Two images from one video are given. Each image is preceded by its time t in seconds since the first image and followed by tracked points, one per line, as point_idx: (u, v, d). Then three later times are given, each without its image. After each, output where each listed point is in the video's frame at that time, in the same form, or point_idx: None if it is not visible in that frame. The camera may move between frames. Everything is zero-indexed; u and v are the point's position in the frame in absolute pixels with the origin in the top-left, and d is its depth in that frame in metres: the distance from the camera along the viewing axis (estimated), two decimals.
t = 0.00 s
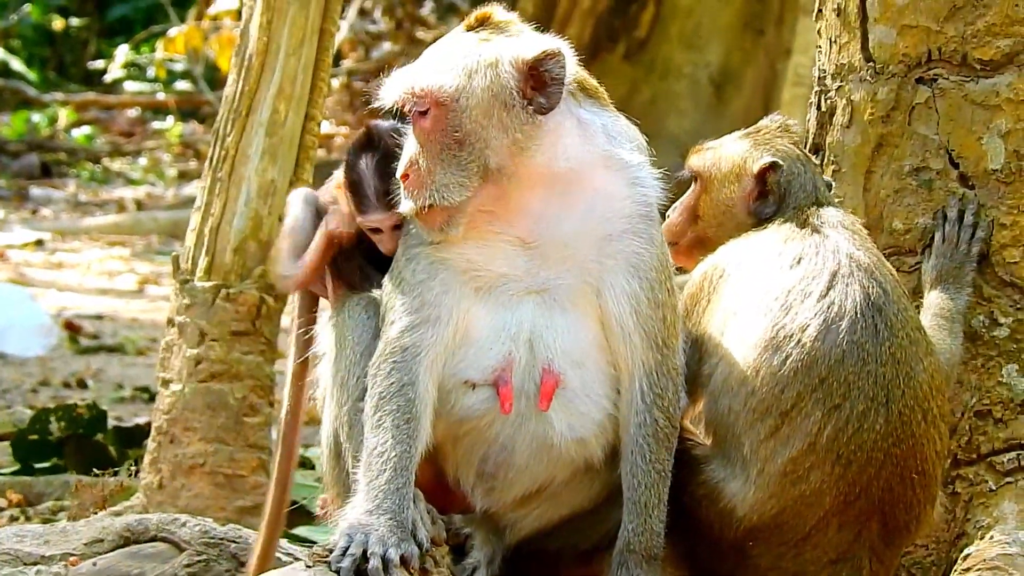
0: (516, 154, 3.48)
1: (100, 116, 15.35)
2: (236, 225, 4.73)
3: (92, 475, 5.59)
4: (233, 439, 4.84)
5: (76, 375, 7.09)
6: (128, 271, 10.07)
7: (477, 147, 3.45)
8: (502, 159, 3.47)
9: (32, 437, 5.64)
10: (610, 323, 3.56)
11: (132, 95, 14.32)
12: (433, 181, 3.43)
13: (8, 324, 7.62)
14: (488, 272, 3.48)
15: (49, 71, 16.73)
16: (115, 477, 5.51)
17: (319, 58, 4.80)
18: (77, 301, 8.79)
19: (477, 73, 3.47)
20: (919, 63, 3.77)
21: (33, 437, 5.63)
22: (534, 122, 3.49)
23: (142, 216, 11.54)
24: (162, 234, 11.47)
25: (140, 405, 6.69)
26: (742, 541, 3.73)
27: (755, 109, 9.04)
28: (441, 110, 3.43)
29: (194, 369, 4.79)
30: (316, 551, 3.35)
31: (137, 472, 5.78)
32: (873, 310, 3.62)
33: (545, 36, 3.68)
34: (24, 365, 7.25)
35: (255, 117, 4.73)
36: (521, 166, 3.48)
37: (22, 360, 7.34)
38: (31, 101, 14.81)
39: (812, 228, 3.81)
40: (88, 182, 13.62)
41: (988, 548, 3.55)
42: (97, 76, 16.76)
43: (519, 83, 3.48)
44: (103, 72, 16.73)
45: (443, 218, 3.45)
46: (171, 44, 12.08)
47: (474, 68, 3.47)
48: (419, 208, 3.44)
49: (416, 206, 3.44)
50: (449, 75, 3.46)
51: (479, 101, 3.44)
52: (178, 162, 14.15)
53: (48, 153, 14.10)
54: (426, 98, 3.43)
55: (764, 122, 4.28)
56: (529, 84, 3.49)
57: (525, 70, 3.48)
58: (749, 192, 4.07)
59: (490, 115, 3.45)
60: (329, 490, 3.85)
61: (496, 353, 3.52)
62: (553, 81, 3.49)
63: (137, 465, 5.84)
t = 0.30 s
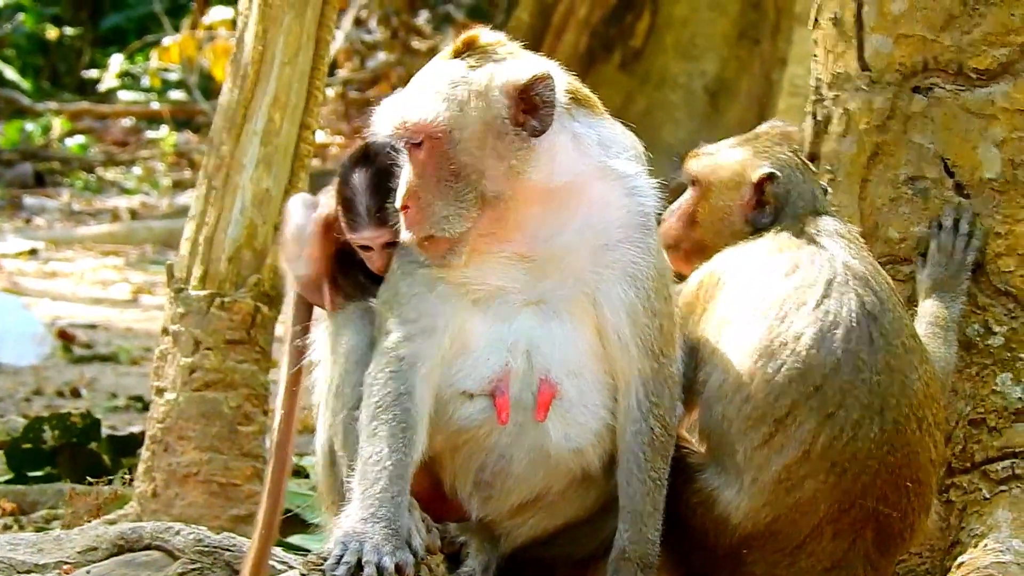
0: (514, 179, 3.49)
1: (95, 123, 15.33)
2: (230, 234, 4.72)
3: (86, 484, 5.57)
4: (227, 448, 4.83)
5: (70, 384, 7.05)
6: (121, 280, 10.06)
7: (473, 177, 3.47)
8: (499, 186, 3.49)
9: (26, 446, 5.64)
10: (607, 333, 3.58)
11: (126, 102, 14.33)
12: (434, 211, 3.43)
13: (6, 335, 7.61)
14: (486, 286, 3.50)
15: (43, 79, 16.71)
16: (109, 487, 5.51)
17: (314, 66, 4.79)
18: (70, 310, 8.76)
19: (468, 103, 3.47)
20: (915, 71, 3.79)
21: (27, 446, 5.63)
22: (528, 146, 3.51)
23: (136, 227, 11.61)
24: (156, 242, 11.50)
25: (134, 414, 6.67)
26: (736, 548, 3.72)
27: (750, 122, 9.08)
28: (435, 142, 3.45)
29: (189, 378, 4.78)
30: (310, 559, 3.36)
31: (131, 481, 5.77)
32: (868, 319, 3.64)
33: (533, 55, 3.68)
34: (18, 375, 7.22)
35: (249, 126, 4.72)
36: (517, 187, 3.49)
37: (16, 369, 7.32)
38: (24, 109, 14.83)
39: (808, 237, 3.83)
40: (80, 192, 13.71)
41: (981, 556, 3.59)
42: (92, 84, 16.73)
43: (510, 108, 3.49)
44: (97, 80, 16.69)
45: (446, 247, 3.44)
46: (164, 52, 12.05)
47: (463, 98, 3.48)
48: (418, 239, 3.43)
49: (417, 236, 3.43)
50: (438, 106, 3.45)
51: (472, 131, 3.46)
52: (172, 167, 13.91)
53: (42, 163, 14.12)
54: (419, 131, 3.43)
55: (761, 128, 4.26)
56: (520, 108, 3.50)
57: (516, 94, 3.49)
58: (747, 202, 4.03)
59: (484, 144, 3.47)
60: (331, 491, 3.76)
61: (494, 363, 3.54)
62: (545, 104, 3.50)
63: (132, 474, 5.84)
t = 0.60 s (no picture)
0: (504, 199, 3.54)
1: (87, 129, 15.35)
2: (218, 237, 4.83)
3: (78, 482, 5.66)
4: (216, 445, 4.92)
5: (62, 384, 7.13)
6: (112, 283, 10.16)
7: (464, 203, 3.52)
8: (490, 208, 3.53)
9: (20, 444, 5.73)
10: (589, 335, 3.66)
11: (118, 110, 14.45)
12: (428, 235, 3.48)
13: None
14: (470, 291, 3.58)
15: (35, 87, 16.74)
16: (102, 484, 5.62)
17: (299, 72, 4.90)
18: (65, 312, 8.81)
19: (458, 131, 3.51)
20: (887, 77, 3.93)
21: (22, 444, 5.72)
22: (517, 167, 3.55)
23: (125, 231, 11.67)
24: (145, 246, 11.63)
25: (126, 412, 6.78)
26: (712, 542, 3.83)
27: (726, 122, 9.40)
28: (427, 169, 3.48)
29: (178, 378, 4.86)
30: (300, 552, 3.46)
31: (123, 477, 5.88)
32: (842, 319, 3.72)
33: (515, 74, 3.72)
34: (12, 374, 7.26)
35: (236, 131, 4.81)
36: (506, 205, 3.54)
37: (9, 369, 7.34)
38: (14, 117, 14.87)
39: (783, 239, 3.95)
40: (72, 196, 13.88)
41: (952, 550, 3.64)
42: (81, 90, 16.77)
43: (499, 132, 3.53)
44: (87, 87, 16.75)
45: (437, 267, 3.50)
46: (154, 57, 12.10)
47: (453, 126, 3.51)
48: (412, 261, 3.48)
49: (409, 258, 3.48)
50: (429, 135, 3.48)
51: (463, 157, 3.50)
52: (161, 176, 14.37)
53: (35, 166, 14.03)
54: (411, 158, 3.45)
55: (738, 131, 4.48)
56: (508, 131, 3.54)
57: (504, 118, 3.53)
58: (725, 205, 4.25)
59: (476, 170, 3.52)
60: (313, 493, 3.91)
61: (477, 367, 3.63)
62: (533, 126, 3.54)
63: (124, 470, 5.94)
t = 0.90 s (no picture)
0: (485, 194, 3.84)
1: (102, 137, 15.85)
2: (225, 236, 5.17)
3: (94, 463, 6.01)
4: (224, 430, 5.28)
5: (81, 373, 7.52)
6: (129, 280, 10.52)
7: (448, 194, 3.82)
8: (473, 202, 3.83)
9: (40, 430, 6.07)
10: (569, 326, 3.94)
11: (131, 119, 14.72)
12: (414, 225, 3.78)
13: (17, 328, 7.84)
14: (458, 286, 3.86)
15: (57, 97, 17.13)
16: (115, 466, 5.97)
17: (301, 83, 5.23)
18: (79, 306, 9.16)
19: (444, 127, 3.82)
20: (847, 87, 4.24)
21: (42, 430, 6.07)
22: (499, 164, 3.86)
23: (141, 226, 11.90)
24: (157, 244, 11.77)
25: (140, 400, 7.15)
26: (686, 521, 4.08)
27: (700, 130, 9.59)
28: (414, 162, 3.79)
29: (187, 367, 5.20)
30: (300, 530, 3.60)
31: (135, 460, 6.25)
32: (807, 312, 4.00)
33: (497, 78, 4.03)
34: (35, 364, 7.60)
35: (241, 137, 5.15)
36: (487, 200, 3.84)
37: (32, 360, 7.62)
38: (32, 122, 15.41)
39: (754, 238, 4.23)
40: (92, 198, 14.01)
41: (910, 527, 3.98)
42: (98, 100, 17.18)
43: (482, 130, 3.84)
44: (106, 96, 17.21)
45: (421, 256, 3.80)
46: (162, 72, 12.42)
47: (440, 123, 3.83)
48: (398, 248, 3.78)
49: (395, 246, 3.78)
50: (418, 130, 3.79)
51: (448, 151, 3.81)
52: (173, 179, 14.56)
53: (53, 171, 14.43)
54: (400, 150, 3.76)
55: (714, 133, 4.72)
56: (491, 130, 3.86)
57: (487, 117, 3.85)
58: (701, 203, 4.50)
59: (460, 164, 3.83)
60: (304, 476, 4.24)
61: (464, 356, 3.91)
62: (514, 125, 3.86)
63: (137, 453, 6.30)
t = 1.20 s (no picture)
0: (461, 163, 3.88)
1: (89, 120, 16.09)
2: (212, 217, 5.28)
3: (82, 445, 6.10)
4: (211, 411, 5.42)
5: (69, 355, 7.54)
6: (115, 261, 10.49)
7: (422, 158, 3.85)
8: (447, 168, 3.87)
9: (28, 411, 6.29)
10: (554, 304, 3.96)
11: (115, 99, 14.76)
12: (384, 187, 3.81)
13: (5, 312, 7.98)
14: (442, 264, 3.89)
15: (43, 79, 17.49)
16: (103, 448, 6.05)
17: (286, 64, 5.37)
18: (66, 288, 9.15)
19: (420, 91, 3.86)
20: (834, 63, 4.22)
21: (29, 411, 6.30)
22: (475, 133, 3.89)
23: (129, 213, 12.00)
24: (147, 227, 11.94)
25: (127, 382, 7.23)
26: (674, 500, 4.05)
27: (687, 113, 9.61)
28: (389, 124, 3.83)
29: (175, 349, 5.33)
30: (289, 510, 3.62)
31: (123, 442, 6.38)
32: (793, 289, 4.00)
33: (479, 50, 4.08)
34: (22, 347, 7.64)
35: (227, 119, 5.28)
36: (463, 171, 3.87)
37: (21, 343, 7.71)
38: (25, 107, 15.55)
39: (740, 214, 4.21)
40: (78, 181, 14.14)
41: (899, 503, 4.08)
42: (87, 83, 17.55)
43: (459, 97, 3.88)
44: (92, 79, 17.47)
45: (392, 221, 3.82)
46: (148, 54, 12.54)
47: (417, 88, 3.87)
48: (369, 212, 3.81)
49: (367, 210, 3.81)
50: (395, 93, 3.84)
51: (423, 116, 3.84)
52: (161, 160, 14.95)
53: (41, 154, 14.54)
54: (375, 112, 3.81)
55: (705, 110, 4.65)
56: (469, 98, 3.89)
57: (464, 86, 3.89)
58: (695, 180, 4.42)
59: (434, 129, 3.85)
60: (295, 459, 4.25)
61: (451, 336, 3.93)
62: (491, 94, 3.90)
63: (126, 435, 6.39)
